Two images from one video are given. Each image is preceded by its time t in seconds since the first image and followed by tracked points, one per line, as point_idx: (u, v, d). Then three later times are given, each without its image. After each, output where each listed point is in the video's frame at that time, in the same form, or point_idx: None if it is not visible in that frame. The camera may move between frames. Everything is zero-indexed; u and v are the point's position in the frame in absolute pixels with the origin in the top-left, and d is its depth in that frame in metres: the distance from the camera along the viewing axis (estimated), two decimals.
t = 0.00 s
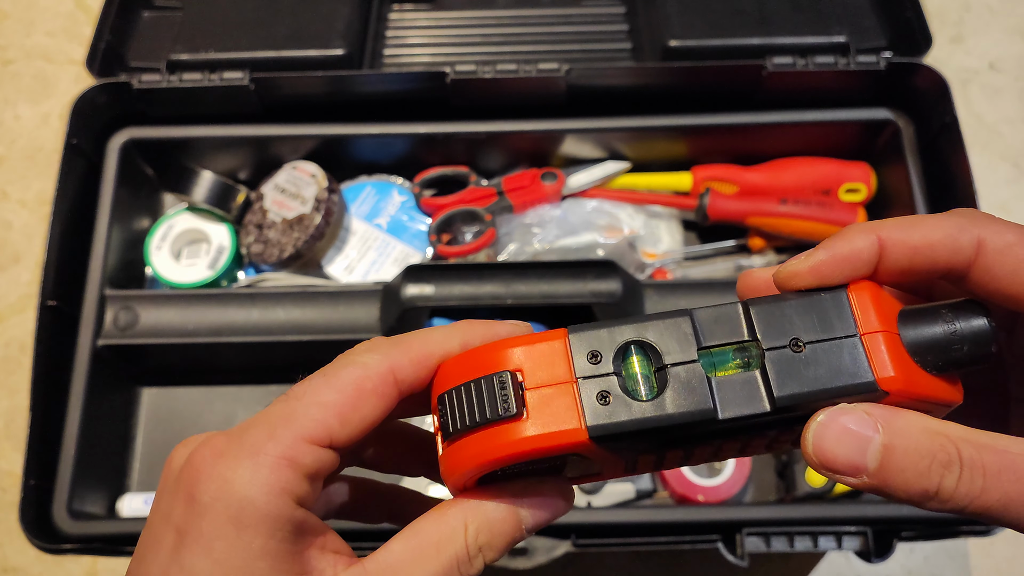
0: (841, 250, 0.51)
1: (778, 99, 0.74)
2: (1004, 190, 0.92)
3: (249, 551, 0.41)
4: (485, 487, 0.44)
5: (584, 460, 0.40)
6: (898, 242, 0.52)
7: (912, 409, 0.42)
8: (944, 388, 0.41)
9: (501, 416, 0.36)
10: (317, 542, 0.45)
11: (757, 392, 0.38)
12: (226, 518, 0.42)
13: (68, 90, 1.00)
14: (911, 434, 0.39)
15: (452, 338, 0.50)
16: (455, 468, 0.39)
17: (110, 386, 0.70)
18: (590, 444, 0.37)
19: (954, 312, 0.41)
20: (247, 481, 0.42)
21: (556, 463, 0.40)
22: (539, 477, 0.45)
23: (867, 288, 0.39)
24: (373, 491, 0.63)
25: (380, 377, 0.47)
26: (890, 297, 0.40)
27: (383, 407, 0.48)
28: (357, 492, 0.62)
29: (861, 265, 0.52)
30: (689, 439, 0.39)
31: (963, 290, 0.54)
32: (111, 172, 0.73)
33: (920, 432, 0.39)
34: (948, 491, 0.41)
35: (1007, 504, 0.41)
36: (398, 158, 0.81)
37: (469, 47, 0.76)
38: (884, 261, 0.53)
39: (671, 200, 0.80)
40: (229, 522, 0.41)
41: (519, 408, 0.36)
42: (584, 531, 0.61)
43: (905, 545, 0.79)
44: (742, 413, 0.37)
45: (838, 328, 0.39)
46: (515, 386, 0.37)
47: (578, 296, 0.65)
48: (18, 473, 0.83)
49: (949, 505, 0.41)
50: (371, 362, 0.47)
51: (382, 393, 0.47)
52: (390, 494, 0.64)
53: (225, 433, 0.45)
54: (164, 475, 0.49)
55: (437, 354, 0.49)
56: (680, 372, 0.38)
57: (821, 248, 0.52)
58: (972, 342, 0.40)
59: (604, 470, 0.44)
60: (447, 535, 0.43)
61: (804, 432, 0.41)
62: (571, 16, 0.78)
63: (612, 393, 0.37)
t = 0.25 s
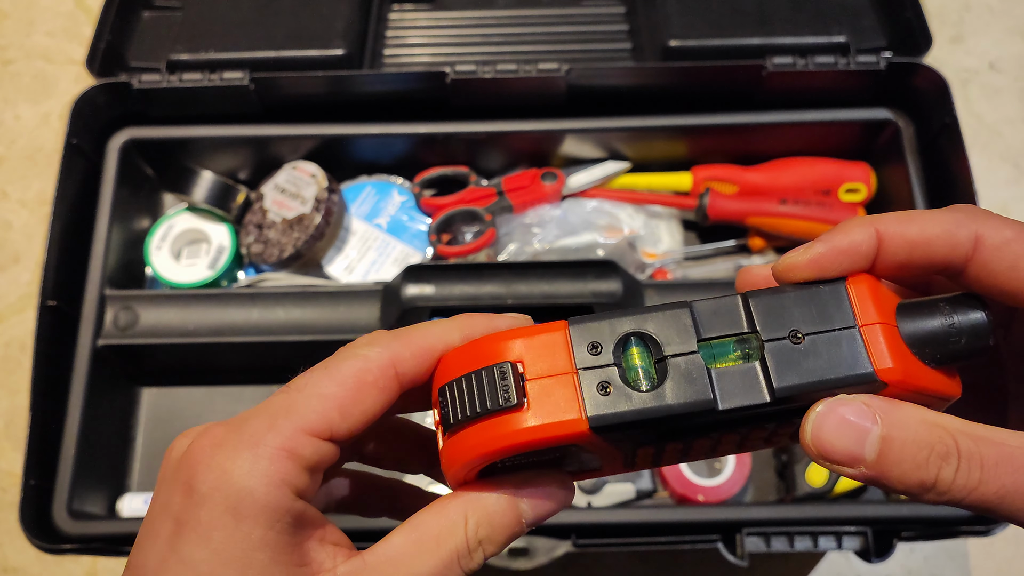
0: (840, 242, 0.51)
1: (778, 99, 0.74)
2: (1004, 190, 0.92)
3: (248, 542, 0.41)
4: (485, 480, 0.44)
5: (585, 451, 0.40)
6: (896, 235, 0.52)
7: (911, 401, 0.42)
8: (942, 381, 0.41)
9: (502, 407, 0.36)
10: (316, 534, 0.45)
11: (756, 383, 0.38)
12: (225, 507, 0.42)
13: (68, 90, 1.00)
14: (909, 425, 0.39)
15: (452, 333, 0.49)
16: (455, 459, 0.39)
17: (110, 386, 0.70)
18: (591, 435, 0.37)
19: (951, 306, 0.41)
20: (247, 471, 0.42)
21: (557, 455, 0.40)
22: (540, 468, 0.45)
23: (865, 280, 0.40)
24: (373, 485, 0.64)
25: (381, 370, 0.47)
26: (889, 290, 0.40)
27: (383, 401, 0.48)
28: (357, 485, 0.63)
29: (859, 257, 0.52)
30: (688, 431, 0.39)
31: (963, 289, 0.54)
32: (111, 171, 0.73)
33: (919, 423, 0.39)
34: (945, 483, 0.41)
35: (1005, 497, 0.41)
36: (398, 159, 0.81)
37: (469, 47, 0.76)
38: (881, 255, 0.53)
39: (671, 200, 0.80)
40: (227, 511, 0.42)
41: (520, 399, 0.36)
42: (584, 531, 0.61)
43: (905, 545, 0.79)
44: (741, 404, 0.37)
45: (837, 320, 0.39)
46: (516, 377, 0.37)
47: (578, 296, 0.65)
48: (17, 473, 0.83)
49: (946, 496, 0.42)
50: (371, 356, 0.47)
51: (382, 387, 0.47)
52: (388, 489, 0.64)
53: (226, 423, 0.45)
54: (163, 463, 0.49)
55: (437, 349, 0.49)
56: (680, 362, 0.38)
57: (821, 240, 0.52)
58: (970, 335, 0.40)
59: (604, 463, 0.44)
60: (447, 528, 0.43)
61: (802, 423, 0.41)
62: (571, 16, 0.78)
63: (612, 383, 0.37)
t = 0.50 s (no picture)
0: (840, 255, 0.51)
1: (778, 99, 0.74)
2: (1004, 190, 0.92)
3: (249, 548, 0.41)
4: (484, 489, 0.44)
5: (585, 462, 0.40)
6: (897, 245, 0.52)
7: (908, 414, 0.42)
8: (939, 395, 0.41)
9: (503, 421, 0.36)
10: (316, 539, 0.45)
11: (755, 399, 0.38)
12: (226, 513, 0.42)
13: (68, 90, 1.00)
14: (907, 438, 0.39)
15: (453, 339, 0.49)
16: (455, 471, 0.39)
17: (110, 386, 0.70)
18: (590, 449, 0.37)
19: (953, 318, 0.41)
20: (246, 479, 0.42)
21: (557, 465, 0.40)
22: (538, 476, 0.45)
23: (867, 294, 0.39)
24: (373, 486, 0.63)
25: (381, 378, 0.47)
26: (889, 303, 0.40)
27: (383, 408, 0.47)
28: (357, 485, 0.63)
29: (859, 270, 0.52)
30: (686, 443, 0.39)
31: (964, 290, 0.54)
32: (111, 171, 0.73)
33: (916, 436, 0.40)
34: (945, 495, 0.41)
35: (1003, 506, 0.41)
36: (398, 159, 0.81)
37: (469, 47, 0.76)
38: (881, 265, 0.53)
39: (672, 200, 0.80)
40: (229, 518, 0.42)
41: (520, 413, 0.36)
42: (584, 531, 0.61)
43: (905, 545, 0.79)
44: (741, 419, 0.37)
45: (839, 336, 0.39)
46: (517, 391, 0.37)
47: (578, 296, 0.65)
48: (18, 473, 0.83)
49: (946, 509, 0.41)
50: (372, 363, 0.47)
51: (382, 394, 0.47)
52: (389, 487, 0.63)
53: (226, 429, 0.45)
54: (164, 471, 0.49)
55: (438, 355, 0.48)
56: (679, 378, 0.38)
57: (821, 253, 0.52)
58: (970, 348, 0.40)
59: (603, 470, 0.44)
60: (447, 533, 0.43)
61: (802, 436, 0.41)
62: (571, 16, 0.78)
63: (612, 400, 0.37)
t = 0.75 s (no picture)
0: (835, 255, 0.51)
1: (778, 99, 0.74)
2: (1004, 190, 0.92)
3: (250, 548, 0.41)
4: (482, 486, 0.44)
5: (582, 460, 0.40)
6: (892, 245, 0.52)
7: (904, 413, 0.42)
8: (933, 392, 0.41)
9: (501, 420, 0.36)
10: (316, 538, 0.45)
11: (752, 397, 0.38)
12: (227, 513, 0.42)
13: (68, 90, 1.00)
14: (902, 436, 0.39)
15: (452, 338, 0.49)
16: (453, 469, 0.39)
17: (110, 387, 0.70)
18: (588, 447, 0.37)
19: (950, 318, 0.41)
20: (247, 479, 0.42)
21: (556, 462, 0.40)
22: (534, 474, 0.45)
23: (863, 293, 0.39)
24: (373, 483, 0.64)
25: (380, 378, 0.47)
26: (884, 302, 0.40)
27: (383, 407, 0.47)
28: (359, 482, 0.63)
29: (855, 270, 0.52)
30: (684, 441, 0.39)
31: (963, 290, 0.54)
32: (111, 172, 0.73)
33: (912, 435, 0.40)
34: (941, 494, 0.41)
35: (1000, 506, 0.41)
36: (398, 158, 0.81)
37: (469, 47, 0.76)
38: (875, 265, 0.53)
39: (672, 200, 0.80)
40: (230, 518, 0.42)
41: (519, 412, 0.36)
42: (584, 531, 0.61)
43: (905, 545, 0.79)
44: (738, 418, 0.37)
45: (837, 334, 0.39)
46: (515, 390, 0.37)
47: (578, 296, 0.65)
48: (18, 473, 0.83)
49: (943, 508, 0.41)
50: (371, 363, 0.47)
51: (381, 394, 0.47)
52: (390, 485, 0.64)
53: (226, 430, 0.45)
54: (165, 470, 0.49)
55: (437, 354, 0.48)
56: (676, 377, 0.38)
57: (818, 253, 0.52)
58: (964, 347, 0.40)
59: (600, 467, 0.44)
60: (446, 531, 0.43)
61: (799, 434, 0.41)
62: (571, 16, 0.78)
63: (609, 398, 0.37)
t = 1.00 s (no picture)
0: (835, 253, 0.51)
1: (778, 99, 0.74)
2: (1004, 190, 0.92)
3: (250, 544, 0.41)
4: (482, 483, 0.44)
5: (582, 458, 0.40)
6: (892, 242, 0.52)
7: (904, 410, 0.42)
8: (933, 389, 0.40)
9: (501, 417, 0.36)
10: (316, 535, 0.45)
11: (753, 394, 0.38)
12: (227, 509, 0.42)
13: (68, 90, 1.00)
14: (903, 434, 0.39)
15: (451, 336, 0.49)
16: (454, 466, 0.39)
17: (110, 386, 0.70)
18: (588, 445, 0.37)
19: (950, 315, 0.41)
20: (248, 475, 0.42)
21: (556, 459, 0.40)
22: (535, 471, 0.45)
23: (864, 290, 0.39)
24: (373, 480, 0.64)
25: (380, 374, 0.47)
26: (885, 299, 0.40)
27: (383, 403, 0.47)
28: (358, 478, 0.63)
29: (855, 267, 0.52)
30: (684, 438, 0.39)
31: (963, 289, 0.54)
32: (111, 171, 0.73)
33: (912, 432, 0.40)
34: (941, 491, 0.41)
35: (1000, 503, 0.41)
36: (398, 158, 0.81)
37: (469, 47, 0.76)
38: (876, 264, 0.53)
39: (672, 200, 0.80)
40: (230, 514, 0.42)
41: (519, 409, 0.36)
42: (584, 531, 0.61)
43: (905, 545, 0.79)
44: (738, 416, 0.37)
45: (839, 333, 0.39)
46: (516, 388, 0.37)
47: (579, 296, 0.65)
48: (17, 473, 0.83)
49: (943, 505, 0.41)
50: (371, 360, 0.47)
51: (381, 391, 0.47)
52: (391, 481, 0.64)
53: (227, 426, 0.45)
54: (165, 468, 0.49)
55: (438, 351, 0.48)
56: (677, 374, 0.38)
57: (818, 251, 0.52)
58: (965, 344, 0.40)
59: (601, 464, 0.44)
60: (447, 527, 0.43)
61: (799, 431, 0.41)
62: (571, 16, 0.78)
63: (610, 395, 0.37)
